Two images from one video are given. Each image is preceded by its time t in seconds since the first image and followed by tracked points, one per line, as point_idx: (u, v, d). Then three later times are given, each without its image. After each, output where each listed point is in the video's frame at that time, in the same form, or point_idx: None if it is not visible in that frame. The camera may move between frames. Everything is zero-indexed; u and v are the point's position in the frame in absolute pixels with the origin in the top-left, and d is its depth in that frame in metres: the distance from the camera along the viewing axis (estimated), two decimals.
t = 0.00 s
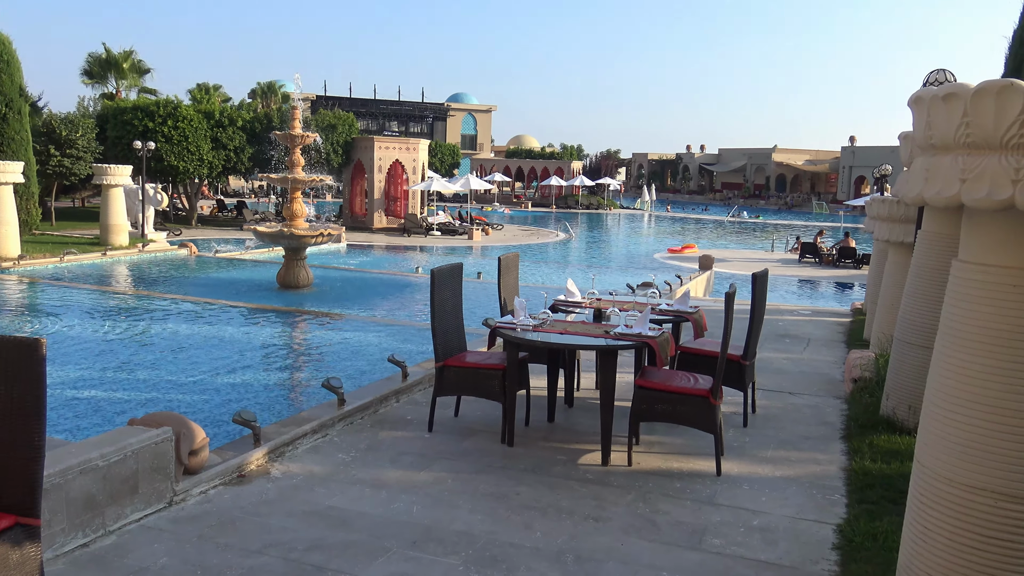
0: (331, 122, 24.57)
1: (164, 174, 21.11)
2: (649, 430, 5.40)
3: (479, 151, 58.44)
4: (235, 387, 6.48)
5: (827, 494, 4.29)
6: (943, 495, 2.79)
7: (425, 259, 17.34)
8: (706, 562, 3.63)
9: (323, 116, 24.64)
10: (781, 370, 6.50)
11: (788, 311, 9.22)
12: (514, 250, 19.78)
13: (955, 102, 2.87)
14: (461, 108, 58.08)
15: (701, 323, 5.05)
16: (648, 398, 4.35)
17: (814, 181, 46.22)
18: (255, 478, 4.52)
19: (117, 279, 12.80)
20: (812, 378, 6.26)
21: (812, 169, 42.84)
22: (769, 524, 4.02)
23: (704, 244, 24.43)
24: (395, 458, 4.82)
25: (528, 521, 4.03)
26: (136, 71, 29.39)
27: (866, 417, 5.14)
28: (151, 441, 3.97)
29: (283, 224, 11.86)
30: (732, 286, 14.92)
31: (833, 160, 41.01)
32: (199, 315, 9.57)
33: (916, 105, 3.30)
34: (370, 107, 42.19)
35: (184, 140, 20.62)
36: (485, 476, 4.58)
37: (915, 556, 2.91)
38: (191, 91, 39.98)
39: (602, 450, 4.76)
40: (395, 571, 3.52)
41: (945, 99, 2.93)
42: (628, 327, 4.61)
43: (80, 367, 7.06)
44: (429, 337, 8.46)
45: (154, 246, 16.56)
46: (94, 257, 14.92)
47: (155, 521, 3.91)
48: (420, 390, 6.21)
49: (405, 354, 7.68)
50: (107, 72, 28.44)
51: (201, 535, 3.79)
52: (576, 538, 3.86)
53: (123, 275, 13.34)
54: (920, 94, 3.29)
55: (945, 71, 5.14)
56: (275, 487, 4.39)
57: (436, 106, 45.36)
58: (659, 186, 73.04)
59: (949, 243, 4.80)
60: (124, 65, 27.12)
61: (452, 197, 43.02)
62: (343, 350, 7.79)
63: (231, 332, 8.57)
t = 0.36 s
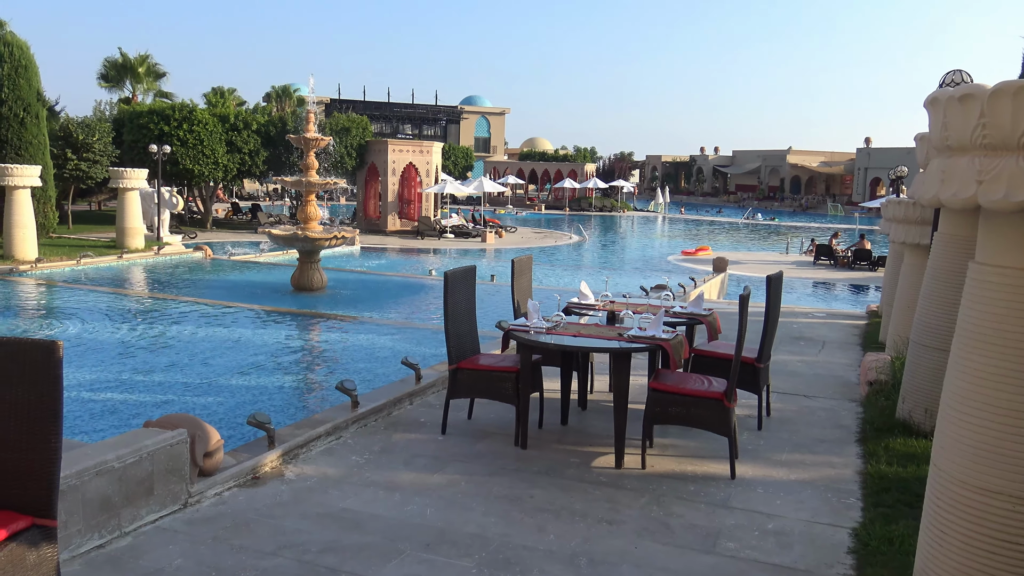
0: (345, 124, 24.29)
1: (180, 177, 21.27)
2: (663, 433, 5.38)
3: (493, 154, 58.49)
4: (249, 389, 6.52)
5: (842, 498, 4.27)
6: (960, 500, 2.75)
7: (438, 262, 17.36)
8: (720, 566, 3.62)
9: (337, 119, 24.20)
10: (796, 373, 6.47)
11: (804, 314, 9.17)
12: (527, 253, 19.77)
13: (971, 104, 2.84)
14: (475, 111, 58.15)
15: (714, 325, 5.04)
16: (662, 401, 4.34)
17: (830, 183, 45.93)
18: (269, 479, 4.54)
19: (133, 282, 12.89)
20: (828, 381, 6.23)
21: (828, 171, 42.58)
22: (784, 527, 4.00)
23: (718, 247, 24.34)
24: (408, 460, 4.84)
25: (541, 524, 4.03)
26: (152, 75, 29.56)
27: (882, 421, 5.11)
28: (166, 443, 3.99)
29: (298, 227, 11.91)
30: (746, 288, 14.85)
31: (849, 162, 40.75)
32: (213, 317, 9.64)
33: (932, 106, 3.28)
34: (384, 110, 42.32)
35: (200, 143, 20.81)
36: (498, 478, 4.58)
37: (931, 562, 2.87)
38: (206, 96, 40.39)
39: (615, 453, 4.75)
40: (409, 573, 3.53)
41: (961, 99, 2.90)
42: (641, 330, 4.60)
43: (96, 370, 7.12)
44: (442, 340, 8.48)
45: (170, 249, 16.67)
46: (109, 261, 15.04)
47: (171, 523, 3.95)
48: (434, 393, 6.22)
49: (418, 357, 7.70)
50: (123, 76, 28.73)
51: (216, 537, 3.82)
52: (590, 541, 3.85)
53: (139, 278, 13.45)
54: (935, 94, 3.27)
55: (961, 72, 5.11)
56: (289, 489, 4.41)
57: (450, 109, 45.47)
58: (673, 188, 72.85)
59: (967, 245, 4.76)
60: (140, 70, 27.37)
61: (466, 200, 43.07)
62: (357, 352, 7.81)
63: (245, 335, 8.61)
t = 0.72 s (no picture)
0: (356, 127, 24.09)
1: (192, 179, 21.42)
2: (674, 435, 5.37)
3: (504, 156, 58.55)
4: (260, 390, 6.53)
5: (854, 502, 4.25)
6: (974, 503, 2.72)
7: (449, 263, 17.38)
8: (732, 569, 3.61)
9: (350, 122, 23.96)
10: (808, 375, 6.45)
11: (816, 316, 9.14)
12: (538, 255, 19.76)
13: (986, 104, 2.80)
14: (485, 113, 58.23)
15: (726, 328, 5.03)
16: (673, 404, 4.33)
17: (842, 185, 45.69)
18: (280, 481, 4.56)
19: (146, 284, 12.98)
20: (840, 384, 6.20)
21: (841, 172, 42.39)
22: (795, 531, 3.98)
23: (730, 249, 24.26)
24: (419, 462, 4.85)
25: (552, 526, 4.03)
26: (165, 77, 29.74)
27: (895, 424, 5.08)
28: (178, 444, 4.02)
29: (309, 229, 11.95)
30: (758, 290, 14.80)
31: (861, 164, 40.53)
32: (224, 319, 9.68)
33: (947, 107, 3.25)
34: (395, 112, 42.44)
35: (211, 146, 20.97)
36: (508, 481, 4.58)
37: (944, 566, 2.85)
38: (219, 99, 40.66)
39: (626, 456, 4.74)
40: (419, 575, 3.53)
41: (975, 101, 2.89)
42: (652, 332, 4.60)
43: (109, 371, 7.15)
44: (453, 341, 8.49)
45: (182, 250, 16.77)
46: (122, 262, 15.14)
47: (183, 524, 3.97)
48: (444, 395, 6.22)
49: (429, 359, 7.70)
50: (135, 78, 28.91)
51: (227, 538, 3.84)
52: (600, 544, 3.85)
53: (151, 279, 13.54)
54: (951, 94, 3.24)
55: (975, 72, 5.08)
56: (300, 491, 4.43)
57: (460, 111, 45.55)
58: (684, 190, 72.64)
59: (981, 247, 4.73)
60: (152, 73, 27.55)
61: (476, 202, 43.11)
62: (368, 354, 7.82)
63: (257, 336, 8.65)
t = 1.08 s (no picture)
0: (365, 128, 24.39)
1: (201, 180, 21.57)
2: (682, 437, 5.36)
3: (512, 158, 58.58)
4: (268, 391, 6.55)
5: (864, 504, 4.23)
6: (984, 506, 2.71)
7: (457, 264, 17.39)
8: (739, 571, 3.60)
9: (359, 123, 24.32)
10: (816, 377, 6.43)
11: (825, 317, 9.10)
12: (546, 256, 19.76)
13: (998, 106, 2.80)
14: (493, 115, 58.27)
15: (734, 329, 5.02)
16: (681, 405, 4.32)
17: (851, 186, 45.52)
18: (288, 481, 4.57)
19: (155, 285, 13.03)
20: (849, 386, 6.18)
21: (850, 174, 42.23)
22: (804, 533, 3.96)
23: (738, 250, 24.20)
24: (427, 462, 4.85)
25: (559, 527, 4.03)
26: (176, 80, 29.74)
27: (904, 426, 5.06)
28: (186, 445, 4.03)
29: (317, 230, 11.99)
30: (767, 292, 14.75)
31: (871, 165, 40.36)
32: (233, 319, 9.71)
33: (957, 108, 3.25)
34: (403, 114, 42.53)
35: (220, 147, 21.12)
36: (516, 482, 4.58)
37: (955, 569, 2.83)
38: (228, 101, 40.84)
39: (634, 457, 4.74)
40: None
41: (986, 102, 2.92)
42: (660, 333, 4.59)
43: (118, 371, 7.20)
44: (461, 342, 8.49)
45: (191, 251, 16.84)
46: (131, 263, 15.22)
47: (191, 523, 3.98)
48: (452, 396, 6.23)
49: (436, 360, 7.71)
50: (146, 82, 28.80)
51: (236, 538, 3.85)
52: (607, 546, 3.84)
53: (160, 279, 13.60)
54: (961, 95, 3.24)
55: (986, 73, 5.06)
56: (308, 491, 4.44)
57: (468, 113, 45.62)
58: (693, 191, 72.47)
59: (991, 248, 4.71)
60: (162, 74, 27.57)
61: (485, 203, 43.13)
62: (376, 355, 7.83)
63: (266, 337, 8.67)
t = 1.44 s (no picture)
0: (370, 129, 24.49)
1: (206, 181, 21.57)
2: (687, 438, 5.35)
3: (516, 158, 58.56)
4: (273, 391, 6.56)
5: (869, 505, 4.22)
6: (989, 505, 2.71)
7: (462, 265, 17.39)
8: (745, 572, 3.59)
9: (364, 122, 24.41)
10: (821, 377, 6.41)
11: (830, 318, 9.07)
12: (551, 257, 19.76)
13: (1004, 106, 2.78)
14: (497, 115, 58.25)
15: (739, 330, 5.01)
16: (686, 406, 4.31)
17: (856, 186, 45.42)
18: (293, 482, 4.58)
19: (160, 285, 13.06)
20: (854, 386, 6.16)
21: (855, 174, 42.14)
22: (809, 534, 3.95)
23: (743, 250, 24.17)
24: (431, 463, 4.85)
25: (564, 528, 4.03)
26: (180, 81, 29.82)
27: (909, 427, 5.04)
28: (191, 445, 4.04)
29: (322, 230, 12.01)
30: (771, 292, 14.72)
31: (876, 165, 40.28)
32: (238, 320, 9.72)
33: (963, 107, 3.25)
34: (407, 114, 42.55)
35: (225, 148, 21.11)
36: (520, 482, 4.58)
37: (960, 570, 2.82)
38: (233, 103, 40.93)
39: (638, 458, 4.73)
40: None
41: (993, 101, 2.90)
42: (665, 334, 4.58)
43: (123, 371, 7.22)
44: (465, 343, 8.49)
45: (195, 252, 16.87)
46: (137, 263, 15.25)
47: (196, 524, 3.99)
48: (457, 396, 6.23)
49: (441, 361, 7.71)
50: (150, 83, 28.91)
51: (241, 538, 3.86)
52: (612, 547, 3.84)
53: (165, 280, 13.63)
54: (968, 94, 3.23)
55: (992, 73, 5.04)
56: (313, 492, 4.44)
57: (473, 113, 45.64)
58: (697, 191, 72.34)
59: (998, 247, 4.70)
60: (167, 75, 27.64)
61: (489, 204, 43.14)
62: (380, 356, 7.84)
63: (271, 337, 8.68)
